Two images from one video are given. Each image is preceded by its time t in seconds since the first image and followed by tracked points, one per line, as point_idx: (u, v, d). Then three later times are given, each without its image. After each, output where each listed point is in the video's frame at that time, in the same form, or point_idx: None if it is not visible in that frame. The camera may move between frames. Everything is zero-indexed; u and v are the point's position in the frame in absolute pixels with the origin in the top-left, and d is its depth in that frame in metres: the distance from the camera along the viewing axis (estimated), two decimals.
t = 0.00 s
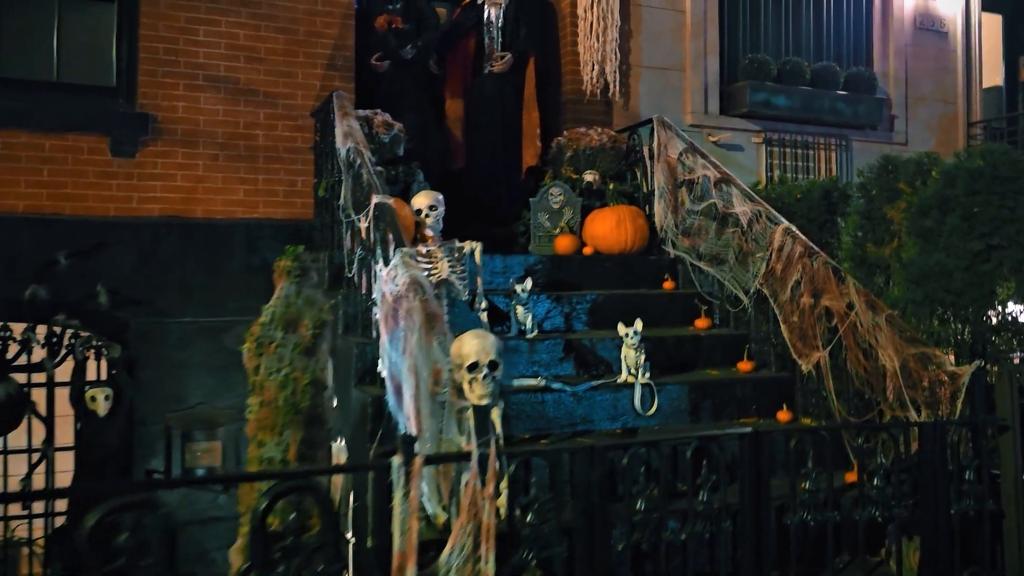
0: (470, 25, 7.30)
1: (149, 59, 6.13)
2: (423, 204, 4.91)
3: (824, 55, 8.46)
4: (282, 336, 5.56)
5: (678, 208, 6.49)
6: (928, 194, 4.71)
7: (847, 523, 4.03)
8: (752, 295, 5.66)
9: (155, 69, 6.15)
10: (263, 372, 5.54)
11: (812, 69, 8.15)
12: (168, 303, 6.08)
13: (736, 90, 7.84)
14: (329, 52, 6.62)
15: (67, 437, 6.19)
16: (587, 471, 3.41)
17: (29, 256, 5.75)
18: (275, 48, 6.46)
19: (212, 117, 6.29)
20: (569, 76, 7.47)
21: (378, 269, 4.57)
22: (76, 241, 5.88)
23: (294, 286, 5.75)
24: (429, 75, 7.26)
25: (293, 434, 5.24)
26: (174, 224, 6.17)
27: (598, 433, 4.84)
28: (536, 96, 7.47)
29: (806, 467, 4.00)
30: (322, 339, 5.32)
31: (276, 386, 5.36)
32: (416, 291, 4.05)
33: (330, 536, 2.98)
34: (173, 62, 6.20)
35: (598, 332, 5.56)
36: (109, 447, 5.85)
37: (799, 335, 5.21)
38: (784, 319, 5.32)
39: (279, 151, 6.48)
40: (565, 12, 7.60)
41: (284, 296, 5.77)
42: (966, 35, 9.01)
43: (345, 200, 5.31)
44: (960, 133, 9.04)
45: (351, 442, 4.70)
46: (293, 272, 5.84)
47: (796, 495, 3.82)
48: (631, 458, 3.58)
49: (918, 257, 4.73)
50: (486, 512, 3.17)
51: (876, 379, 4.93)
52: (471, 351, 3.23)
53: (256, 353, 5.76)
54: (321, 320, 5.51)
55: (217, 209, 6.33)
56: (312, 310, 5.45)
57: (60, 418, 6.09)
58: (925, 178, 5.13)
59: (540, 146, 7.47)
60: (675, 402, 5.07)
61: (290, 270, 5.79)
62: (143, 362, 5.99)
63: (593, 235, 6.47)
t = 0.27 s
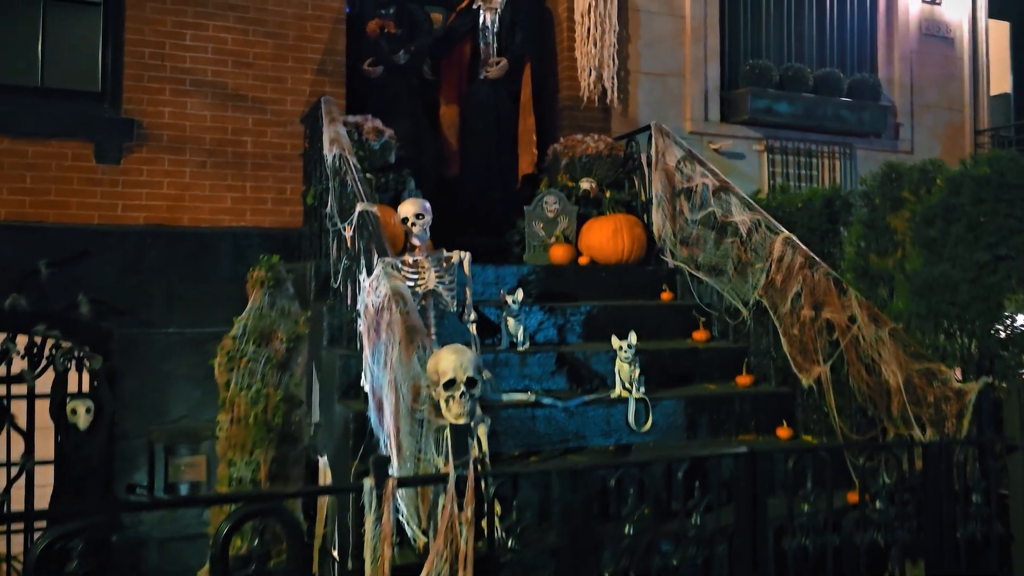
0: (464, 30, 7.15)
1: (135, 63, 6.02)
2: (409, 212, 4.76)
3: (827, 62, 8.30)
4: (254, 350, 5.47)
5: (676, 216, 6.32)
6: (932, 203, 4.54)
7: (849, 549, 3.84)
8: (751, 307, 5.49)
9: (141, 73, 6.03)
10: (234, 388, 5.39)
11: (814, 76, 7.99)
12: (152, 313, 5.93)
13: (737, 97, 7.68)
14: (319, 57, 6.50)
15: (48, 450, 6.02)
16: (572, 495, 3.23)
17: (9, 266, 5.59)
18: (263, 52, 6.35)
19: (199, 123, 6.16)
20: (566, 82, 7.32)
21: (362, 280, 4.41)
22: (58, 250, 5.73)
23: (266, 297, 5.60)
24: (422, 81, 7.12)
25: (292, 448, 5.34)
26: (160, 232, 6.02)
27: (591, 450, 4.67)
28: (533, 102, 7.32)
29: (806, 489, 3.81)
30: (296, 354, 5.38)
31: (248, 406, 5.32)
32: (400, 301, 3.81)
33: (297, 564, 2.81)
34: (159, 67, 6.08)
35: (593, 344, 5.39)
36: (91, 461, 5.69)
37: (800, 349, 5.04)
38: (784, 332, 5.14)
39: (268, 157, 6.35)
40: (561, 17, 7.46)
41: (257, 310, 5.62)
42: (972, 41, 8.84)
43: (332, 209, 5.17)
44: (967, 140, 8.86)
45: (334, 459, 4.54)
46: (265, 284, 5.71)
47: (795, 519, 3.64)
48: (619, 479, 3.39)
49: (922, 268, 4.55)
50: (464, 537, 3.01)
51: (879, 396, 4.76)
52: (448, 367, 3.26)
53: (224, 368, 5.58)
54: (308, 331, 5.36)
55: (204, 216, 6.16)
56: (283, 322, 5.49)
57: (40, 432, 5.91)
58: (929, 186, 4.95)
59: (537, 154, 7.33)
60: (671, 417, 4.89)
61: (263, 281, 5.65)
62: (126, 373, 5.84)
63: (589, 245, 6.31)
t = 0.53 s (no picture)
0: (463, 34, 7.01)
1: (126, 66, 5.88)
2: (399, 217, 4.63)
3: (832, 66, 8.17)
4: (233, 357, 5.00)
5: (677, 223, 6.19)
6: (939, 209, 4.40)
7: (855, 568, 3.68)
8: (753, 316, 5.34)
9: (132, 76, 5.90)
10: (210, 396, 4.93)
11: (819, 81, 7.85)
12: (142, 319, 5.80)
13: (740, 102, 7.56)
14: (314, 61, 6.38)
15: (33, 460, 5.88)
16: (559, 513, 3.13)
17: None
18: (257, 56, 6.22)
19: (191, 127, 6.03)
20: (566, 86, 7.20)
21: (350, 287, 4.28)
22: (46, 255, 5.60)
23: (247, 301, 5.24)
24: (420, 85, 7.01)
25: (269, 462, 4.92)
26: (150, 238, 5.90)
27: (587, 462, 4.52)
28: (532, 107, 7.20)
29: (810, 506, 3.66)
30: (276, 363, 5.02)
31: (226, 416, 4.88)
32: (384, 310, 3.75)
33: None
34: (151, 70, 5.95)
35: (590, 353, 5.25)
36: (77, 471, 5.36)
37: (803, 359, 4.90)
38: (787, 341, 5.01)
39: (261, 162, 6.23)
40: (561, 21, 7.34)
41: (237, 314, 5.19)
42: (980, 46, 8.69)
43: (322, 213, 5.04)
44: (975, 147, 8.70)
45: (322, 470, 4.39)
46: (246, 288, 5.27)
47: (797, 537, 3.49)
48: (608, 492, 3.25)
49: (929, 276, 4.40)
50: (446, 555, 2.89)
51: (883, 409, 4.53)
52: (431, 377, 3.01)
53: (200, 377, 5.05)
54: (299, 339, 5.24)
55: (195, 222, 6.03)
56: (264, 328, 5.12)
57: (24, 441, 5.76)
58: (936, 192, 4.81)
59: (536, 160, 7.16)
60: (670, 429, 4.75)
61: (244, 284, 5.26)
62: (114, 381, 5.70)
63: (588, 252, 6.19)
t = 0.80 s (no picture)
0: (463, 37, 6.85)
1: (118, 68, 5.75)
2: (393, 221, 4.47)
3: (840, 71, 8.02)
4: (215, 366, 4.74)
5: (681, 229, 6.04)
6: (952, 213, 4.24)
7: None
8: (760, 324, 5.18)
9: (124, 78, 5.76)
10: (190, 406, 4.63)
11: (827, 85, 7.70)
12: (132, 327, 5.65)
13: (746, 107, 7.42)
14: (310, 63, 6.25)
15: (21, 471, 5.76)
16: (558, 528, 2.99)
17: None
18: (252, 58, 6.09)
19: (185, 130, 5.90)
20: (568, 90, 7.06)
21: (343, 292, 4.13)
22: (35, 261, 5.45)
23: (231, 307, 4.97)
24: (419, 89, 6.88)
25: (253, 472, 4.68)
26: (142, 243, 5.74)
27: (588, 475, 4.36)
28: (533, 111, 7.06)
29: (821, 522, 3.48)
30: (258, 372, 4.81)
31: (208, 428, 4.59)
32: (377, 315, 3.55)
33: None
34: (144, 72, 5.81)
35: (592, 363, 5.08)
36: (65, 481, 5.39)
37: (811, 368, 4.76)
38: (794, 349, 4.89)
39: (256, 166, 6.09)
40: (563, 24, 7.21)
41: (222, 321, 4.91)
42: (992, 50, 8.53)
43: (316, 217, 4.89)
44: (988, 152, 8.52)
45: (314, 483, 4.24)
46: (231, 295, 5.00)
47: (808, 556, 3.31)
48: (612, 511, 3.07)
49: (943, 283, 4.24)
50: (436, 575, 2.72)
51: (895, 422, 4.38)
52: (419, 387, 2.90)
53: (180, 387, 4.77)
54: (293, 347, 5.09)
55: (188, 226, 5.89)
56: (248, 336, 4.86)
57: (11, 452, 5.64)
58: (948, 196, 4.65)
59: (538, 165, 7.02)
60: (674, 441, 4.58)
61: (228, 289, 4.99)
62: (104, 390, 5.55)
63: (590, 258, 6.03)
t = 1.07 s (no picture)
0: (465, 40, 6.72)
1: (109, 71, 5.58)
2: (388, 228, 4.30)
3: (850, 76, 7.85)
4: (194, 379, 4.50)
5: (689, 237, 5.86)
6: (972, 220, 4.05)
7: None
8: (771, 337, 4.98)
9: (115, 81, 5.60)
10: (167, 424, 4.39)
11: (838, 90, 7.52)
12: (121, 337, 5.46)
13: (755, 112, 7.25)
14: (307, 67, 6.10)
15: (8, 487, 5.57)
16: (558, 551, 2.88)
17: None
18: (247, 61, 5.94)
19: (178, 135, 5.73)
20: (572, 95, 6.90)
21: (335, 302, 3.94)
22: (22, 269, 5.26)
23: (211, 319, 4.77)
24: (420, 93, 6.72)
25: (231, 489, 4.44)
26: (133, 250, 5.56)
27: (591, 495, 4.16)
28: (536, 116, 6.89)
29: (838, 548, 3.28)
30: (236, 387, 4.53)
31: (185, 445, 4.33)
32: (369, 326, 3.35)
33: None
34: (137, 74, 5.64)
35: (596, 376, 4.89)
36: (51, 497, 5.22)
37: (825, 383, 4.57)
38: (807, 363, 4.68)
39: (251, 172, 5.92)
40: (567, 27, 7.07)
41: (205, 332, 4.71)
42: (1006, 56, 8.34)
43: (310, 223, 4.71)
44: (1003, 160, 8.32)
45: (304, 503, 4.03)
46: (214, 305, 4.79)
47: None
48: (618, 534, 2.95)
49: (964, 292, 4.04)
50: None
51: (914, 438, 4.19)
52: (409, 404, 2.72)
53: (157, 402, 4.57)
54: (288, 360, 4.91)
55: (180, 233, 5.73)
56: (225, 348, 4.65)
57: None
58: (967, 202, 4.45)
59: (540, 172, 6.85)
60: (682, 459, 4.38)
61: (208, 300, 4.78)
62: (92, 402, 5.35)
63: (595, 267, 5.85)
